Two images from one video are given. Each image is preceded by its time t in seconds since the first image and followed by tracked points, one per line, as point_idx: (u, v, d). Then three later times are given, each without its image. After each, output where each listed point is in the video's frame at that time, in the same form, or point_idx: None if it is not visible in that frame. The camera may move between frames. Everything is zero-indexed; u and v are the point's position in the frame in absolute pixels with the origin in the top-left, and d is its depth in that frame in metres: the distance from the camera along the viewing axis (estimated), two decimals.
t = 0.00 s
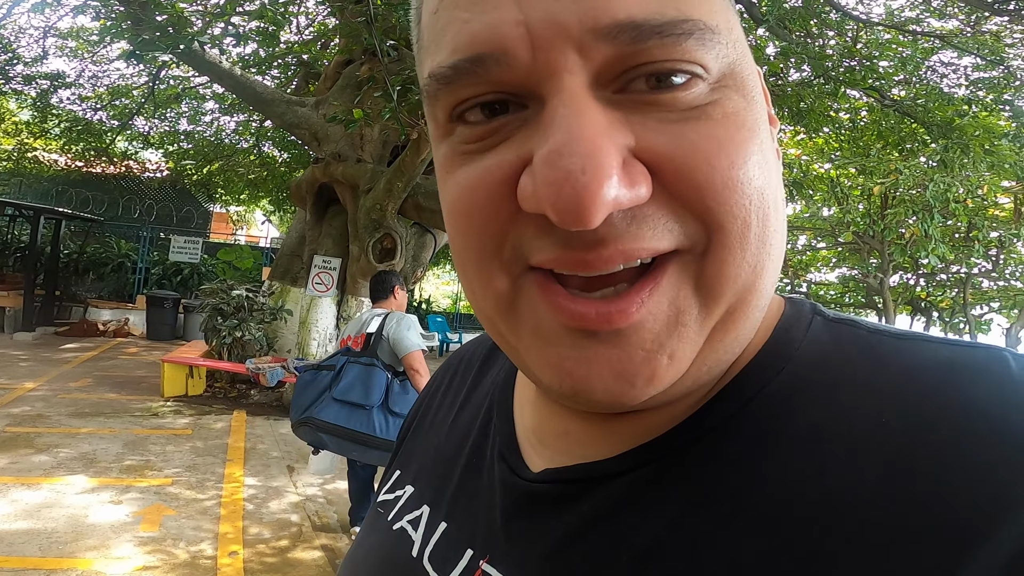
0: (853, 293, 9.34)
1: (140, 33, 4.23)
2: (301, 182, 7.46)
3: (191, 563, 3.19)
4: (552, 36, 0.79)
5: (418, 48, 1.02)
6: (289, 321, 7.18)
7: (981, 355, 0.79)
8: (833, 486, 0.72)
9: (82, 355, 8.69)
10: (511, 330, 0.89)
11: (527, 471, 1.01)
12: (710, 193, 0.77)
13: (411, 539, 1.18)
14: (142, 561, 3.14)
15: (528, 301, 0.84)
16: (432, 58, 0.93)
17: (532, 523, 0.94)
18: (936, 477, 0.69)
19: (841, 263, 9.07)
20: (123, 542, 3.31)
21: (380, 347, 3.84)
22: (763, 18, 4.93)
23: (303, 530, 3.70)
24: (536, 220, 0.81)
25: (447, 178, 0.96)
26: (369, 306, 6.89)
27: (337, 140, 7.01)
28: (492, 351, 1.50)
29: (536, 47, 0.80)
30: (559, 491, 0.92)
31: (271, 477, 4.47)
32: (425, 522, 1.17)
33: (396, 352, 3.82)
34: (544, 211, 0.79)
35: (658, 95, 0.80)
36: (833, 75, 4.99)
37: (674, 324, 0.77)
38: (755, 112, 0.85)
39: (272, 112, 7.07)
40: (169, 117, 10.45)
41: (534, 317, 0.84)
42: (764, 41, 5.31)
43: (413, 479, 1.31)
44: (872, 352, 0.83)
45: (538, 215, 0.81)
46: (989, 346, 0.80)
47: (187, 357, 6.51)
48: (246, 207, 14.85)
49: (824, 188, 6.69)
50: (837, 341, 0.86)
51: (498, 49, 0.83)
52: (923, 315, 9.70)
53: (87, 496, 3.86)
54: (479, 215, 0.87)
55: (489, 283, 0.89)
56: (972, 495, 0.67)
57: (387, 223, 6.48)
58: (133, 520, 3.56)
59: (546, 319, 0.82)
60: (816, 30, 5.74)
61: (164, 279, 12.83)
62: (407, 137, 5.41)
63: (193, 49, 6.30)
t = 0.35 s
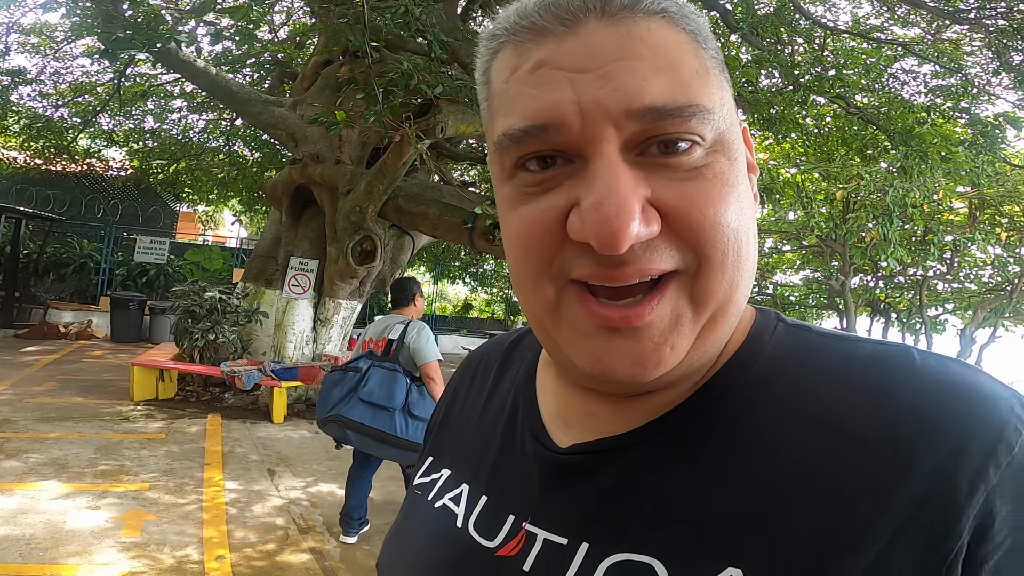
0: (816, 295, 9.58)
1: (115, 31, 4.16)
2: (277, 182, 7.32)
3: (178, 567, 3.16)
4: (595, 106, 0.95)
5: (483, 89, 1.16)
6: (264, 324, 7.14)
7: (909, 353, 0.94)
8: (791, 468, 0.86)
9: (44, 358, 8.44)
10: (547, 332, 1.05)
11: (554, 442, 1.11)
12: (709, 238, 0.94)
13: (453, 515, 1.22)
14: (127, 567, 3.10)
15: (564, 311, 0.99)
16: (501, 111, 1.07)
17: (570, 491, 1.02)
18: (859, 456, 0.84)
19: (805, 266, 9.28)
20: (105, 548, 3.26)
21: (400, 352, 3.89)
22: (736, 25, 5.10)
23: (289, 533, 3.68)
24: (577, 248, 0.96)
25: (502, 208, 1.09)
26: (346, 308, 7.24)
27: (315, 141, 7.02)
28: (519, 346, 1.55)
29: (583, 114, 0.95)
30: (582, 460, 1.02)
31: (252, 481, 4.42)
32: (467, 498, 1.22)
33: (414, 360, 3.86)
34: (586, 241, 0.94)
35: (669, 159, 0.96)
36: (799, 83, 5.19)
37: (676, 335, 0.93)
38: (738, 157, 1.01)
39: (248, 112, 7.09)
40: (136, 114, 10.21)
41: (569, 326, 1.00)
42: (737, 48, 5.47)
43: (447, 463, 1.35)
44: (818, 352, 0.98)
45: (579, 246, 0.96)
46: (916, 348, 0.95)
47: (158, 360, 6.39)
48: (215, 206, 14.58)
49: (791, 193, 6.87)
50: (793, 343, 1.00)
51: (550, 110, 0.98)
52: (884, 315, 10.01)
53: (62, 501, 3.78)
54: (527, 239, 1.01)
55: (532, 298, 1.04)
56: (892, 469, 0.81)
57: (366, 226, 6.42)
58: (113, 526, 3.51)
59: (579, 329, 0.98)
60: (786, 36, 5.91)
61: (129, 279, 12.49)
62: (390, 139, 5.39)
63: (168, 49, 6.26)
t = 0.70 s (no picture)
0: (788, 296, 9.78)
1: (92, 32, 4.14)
2: (257, 181, 7.25)
3: (167, 569, 3.16)
4: (608, 135, 1.09)
5: (517, 117, 1.29)
6: (243, 324, 7.11)
7: (841, 333, 1.07)
8: (748, 425, 0.98)
9: (13, 359, 8.24)
10: (565, 311, 1.18)
11: (569, 407, 1.20)
12: (697, 244, 1.07)
13: (480, 475, 1.28)
14: (115, 569, 3.10)
15: (580, 293, 1.12)
16: (531, 139, 1.20)
17: (589, 447, 1.11)
18: (796, 416, 0.96)
19: (777, 267, 9.46)
20: (91, 550, 3.26)
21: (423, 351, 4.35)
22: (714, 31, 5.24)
23: (278, 533, 3.68)
24: (594, 248, 1.09)
25: (530, 217, 1.22)
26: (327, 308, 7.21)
27: (297, 141, 6.93)
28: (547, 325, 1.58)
29: (599, 142, 1.09)
30: (595, 421, 1.12)
31: (236, 482, 4.40)
32: (492, 458, 1.28)
33: (436, 357, 4.28)
34: (601, 241, 1.07)
35: (664, 181, 1.09)
36: (773, 89, 5.33)
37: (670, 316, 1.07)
38: (716, 171, 1.14)
39: (229, 110, 7.15)
40: (106, 111, 10.04)
41: (587, 310, 1.13)
42: (715, 52, 5.60)
43: (474, 430, 1.40)
44: (777, 336, 1.10)
45: (595, 246, 1.08)
46: (848, 329, 1.08)
47: (132, 362, 6.30)
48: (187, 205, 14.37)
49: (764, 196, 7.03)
50: (758, 329, 1.12)
51: (570, 136, 1.11)
52: (851, 316, 10.26)
53: (42, 504, 3.74)
54: (548, 238, 1.14)
55: (555, 287, 1.16)
56: (818, 427, 0.94)
57: (349, 226, 6.40)
58: (97, 528, 3.49)
59: (593, 313, 1.11)
60: (762, 41, 6.04)
61: (99, 278, 12.20)
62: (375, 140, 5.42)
63: (150, 47, 6.51)
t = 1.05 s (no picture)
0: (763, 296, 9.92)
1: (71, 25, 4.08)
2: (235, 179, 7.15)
3: (149, 572, 3.11)
4: (590, 149, 1.10)
5: (510, 133, 1.30)
6: (220, 324, 7.00)
7: (805, 336, 1.09)
8: (721, 419, 1.00)
9: None
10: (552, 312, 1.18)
11: (559, 402, 1.21)
12: (675, 251, 1.09)
13: (474, 468, 1.27)
14: (95, 573, 3.04)
15: (565, 295, 1.13)
16: (520, 152, 1.21)
17: (580, 439, 1.11)
18: (763, 411, 0.98)
19: (753, 267, 9.59)
20: (69, 554, 3.19)
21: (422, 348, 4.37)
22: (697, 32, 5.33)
23: (260, 535, 3.63)
24: (578, 254, 1.09)
25: (518, 225, 1.23)
26: (306, 308, 7.19)
27: (276, 139, 6.89)
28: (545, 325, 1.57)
29: (583, 155, 1.11)
30: (582, 416, 1.13)
31: (216, 484, 4.34)
32: (486, 451, 1.28)
33: (437, 355, 4.33)
34: (585, 246, 1.08)
35: (640, 192, 1.10)
36: (752, 90, 5.43)
37: (651, 317, 1.08)
38: (691, 182, 1.15)
39: (207, 107, 7.09)
40: (77, 107, 9.82)
41: (573, 311, 1.13)
42: (697, 54, 5.70)
43: (469, 425, 1.39)
44: (748, 339, 1.11)
45: (578, 250, 1.09)
46: (813, 332, 1.10)
47: (105, 362, 6.17)
48: (160, 202, 14.12)
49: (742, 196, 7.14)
50: (732, 332, 1.14)
51: (555, 148, 1.13)
52: (824, 315, 10.46)
53: (15, 507, 3.64)
54: (535, 242, 1.15)
55: (542, 290, 1.17)
56: (781, 421, 0.96)
57: (330, 225, 6.35)
58: (74, 532, 3.42)
59: (577, 314, 1.12)
60: (742, 43, 6.15)
61: (68, 277, 11.90)
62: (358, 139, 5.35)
63: (125, 42, 6.48)
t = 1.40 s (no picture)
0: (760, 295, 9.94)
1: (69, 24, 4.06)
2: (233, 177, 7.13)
3: (149, 572, 3.11)
4: (601, 161, 1.12)
5: (525, 143, 1.31)
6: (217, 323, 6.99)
7: (794, 336, 1.11)
8: (722, 413, 1.03)
9: None
10: (559, 309, 1.21)
11: (568, 400, 1.21)
12: (677, 258, 1.11)
13: (486, 464, 1.26)
14: (95, 573, 3.03)
15: (574, 296, 1.15)
16: (534, 161, 1.23)
17: (590, 433, 1.12)
18: (759, 406, 1.01)
19: (749, 265, 9.60)
20: (69, 554, 3.18)
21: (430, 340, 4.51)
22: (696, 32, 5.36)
23: (260, 534, 3.63)
24: (590, 257, 1.12)
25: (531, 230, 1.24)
26: (304, 307, 7.16)
27: (274, 137, 6.89)
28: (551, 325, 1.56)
29: (595, 167, 1.12)
30: (591, 411, 1.14)
31: (214, 483, 4.33)
32: (498, 449, 1.27)
33: (444, 345, 4.46)
34: (595, 251, 1.10)
35: (646, 201, 1.12)
36: (750, 89, 5.43)
37: (654, 318, 1.11)
38: (693, 192, 1.17)
39: (205, 106, 7.08)
40: (72, 105, 9.79)
41: (580, 306, 1.16)
42: (694, 53, 5.73)
43: (477, 422, 1.38)
44: (743, 337, 1.13)
45: (588, 254, 1.12)
46: (801, 331, 1.13)
47: (102, 361, 6.16)
48: (155, 201, 14.08)
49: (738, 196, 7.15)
50: (729, 331, 1.16)
51: (568, 158, 1.15)
52: (819, 314, 10.42)
53: (14, 507, 3.63)
54: (546, 247, 1.17)
55: (553, 291, 1.19)
56: (773, 416, 0.99)
57: (328, 224, 6.34)
58: (73, 532, 3.41)
59: (586, 314, 1.14)
60: (740, 43, 6.16)
61: (64, 275, 11.86)
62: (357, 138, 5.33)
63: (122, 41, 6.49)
